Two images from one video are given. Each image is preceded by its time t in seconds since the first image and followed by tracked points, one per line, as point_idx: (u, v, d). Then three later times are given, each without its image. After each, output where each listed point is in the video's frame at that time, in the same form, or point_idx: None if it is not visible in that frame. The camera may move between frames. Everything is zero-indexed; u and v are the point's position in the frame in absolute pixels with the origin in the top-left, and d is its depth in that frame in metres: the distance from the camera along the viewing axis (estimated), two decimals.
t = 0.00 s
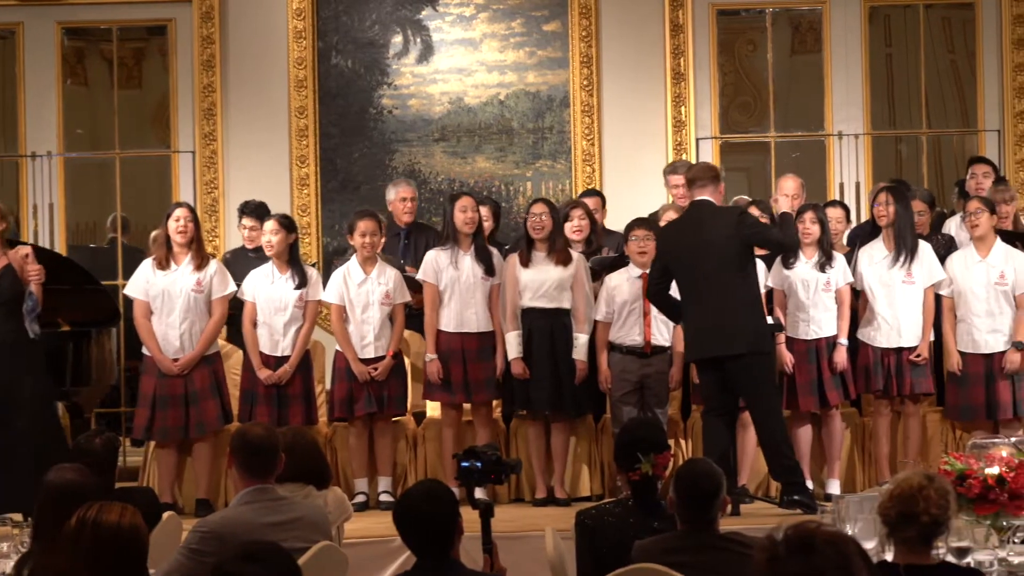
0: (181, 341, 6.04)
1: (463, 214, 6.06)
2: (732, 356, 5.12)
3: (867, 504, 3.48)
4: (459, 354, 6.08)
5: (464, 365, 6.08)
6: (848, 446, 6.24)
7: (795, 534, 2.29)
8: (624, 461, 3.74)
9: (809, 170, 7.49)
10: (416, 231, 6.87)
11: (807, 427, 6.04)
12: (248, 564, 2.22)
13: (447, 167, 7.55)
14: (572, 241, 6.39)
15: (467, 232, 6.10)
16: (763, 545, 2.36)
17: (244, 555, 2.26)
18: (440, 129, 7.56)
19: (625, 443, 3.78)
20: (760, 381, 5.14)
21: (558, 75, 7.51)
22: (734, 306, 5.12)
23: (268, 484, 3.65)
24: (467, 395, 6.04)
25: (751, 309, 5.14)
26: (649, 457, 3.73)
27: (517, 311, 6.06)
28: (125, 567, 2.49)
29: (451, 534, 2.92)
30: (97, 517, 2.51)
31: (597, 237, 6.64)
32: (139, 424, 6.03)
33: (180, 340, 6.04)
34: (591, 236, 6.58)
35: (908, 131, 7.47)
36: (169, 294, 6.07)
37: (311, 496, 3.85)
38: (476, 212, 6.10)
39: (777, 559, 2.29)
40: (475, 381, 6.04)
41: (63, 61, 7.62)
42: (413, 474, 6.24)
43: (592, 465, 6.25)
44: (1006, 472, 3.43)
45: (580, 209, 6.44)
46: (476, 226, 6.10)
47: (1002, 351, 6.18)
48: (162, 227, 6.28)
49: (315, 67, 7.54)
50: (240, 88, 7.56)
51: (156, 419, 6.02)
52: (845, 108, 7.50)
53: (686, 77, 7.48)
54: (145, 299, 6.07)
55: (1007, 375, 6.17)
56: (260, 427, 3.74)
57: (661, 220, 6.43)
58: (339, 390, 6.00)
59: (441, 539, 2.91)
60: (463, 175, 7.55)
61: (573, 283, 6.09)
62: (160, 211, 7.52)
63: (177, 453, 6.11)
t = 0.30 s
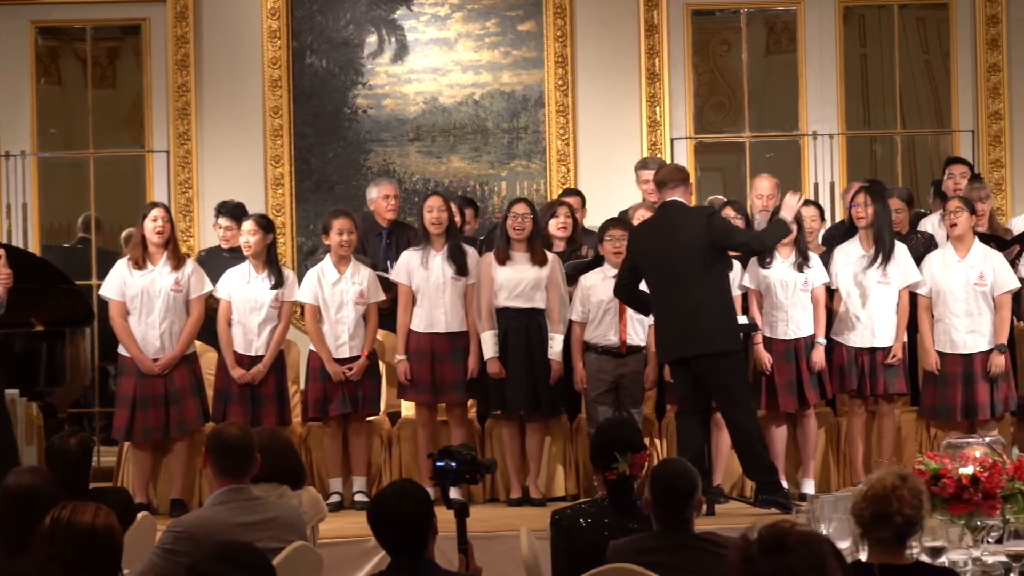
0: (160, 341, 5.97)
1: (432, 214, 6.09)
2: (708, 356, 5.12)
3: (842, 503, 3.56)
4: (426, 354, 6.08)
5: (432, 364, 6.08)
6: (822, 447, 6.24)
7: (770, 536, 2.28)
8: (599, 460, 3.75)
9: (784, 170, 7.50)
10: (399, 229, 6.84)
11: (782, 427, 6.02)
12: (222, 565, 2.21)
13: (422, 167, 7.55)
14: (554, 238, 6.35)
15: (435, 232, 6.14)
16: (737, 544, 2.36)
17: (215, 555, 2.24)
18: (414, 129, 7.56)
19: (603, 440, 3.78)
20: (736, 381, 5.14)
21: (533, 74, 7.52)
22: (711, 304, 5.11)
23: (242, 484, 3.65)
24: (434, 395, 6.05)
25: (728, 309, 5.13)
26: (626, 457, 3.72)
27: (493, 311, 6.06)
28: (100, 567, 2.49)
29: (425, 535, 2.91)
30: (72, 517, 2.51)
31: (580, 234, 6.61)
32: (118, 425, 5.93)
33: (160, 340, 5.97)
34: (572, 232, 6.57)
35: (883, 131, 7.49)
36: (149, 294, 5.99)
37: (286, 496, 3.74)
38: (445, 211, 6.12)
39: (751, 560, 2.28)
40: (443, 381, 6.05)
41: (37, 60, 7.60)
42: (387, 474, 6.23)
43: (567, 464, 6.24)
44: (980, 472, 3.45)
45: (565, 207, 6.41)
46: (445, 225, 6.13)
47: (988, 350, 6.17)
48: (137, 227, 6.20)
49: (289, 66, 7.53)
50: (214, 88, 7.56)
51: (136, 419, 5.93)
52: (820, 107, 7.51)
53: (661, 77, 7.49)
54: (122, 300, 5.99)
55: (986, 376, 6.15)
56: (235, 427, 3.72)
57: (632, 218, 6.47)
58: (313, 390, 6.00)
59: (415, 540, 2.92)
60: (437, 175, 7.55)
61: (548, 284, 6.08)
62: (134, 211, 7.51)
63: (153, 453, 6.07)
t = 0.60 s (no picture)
0: (139, 340, 5.96)
1: (407, 213, 6.08)
2: (688, 359, 5.12)
3: (819, 503, 3.46)
4: (400, 354, 6.07)
5: (404, 364, 6.07)
6: (800, 447, 6.25)
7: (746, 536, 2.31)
8: (579, 460, 3.73)
9: (762, 170, 7.52)
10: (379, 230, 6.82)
11: (758, 426, 6.03)
12: (196, 563, 2.21)
13: (400, 166, 7.56)
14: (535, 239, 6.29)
15: (410, 231, 6.14)
16: (712, 543, 2.41)
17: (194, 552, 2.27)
18: (393, 128, 7.56)
19: (580, 442, 3.78)
20: (716, 382, 5.16)
21: (511, 75, 7.53)
22: (692, 307, 5.12)
23: (220, 485, 3.65)
24: (405, 395, 6.03)
25: (706, 310, 5.14)
26: (607, 457, 3.69)
27: (472, 310, 6.08)
28: (77, 567, 2.52)
29: (401, 533, 2.94)
30: (50, 519, 2.52)
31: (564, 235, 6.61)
32: (97, 425, 5.92)
33: (138, 339, 5.96)
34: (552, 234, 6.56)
35: (861, 131, 7.51)
36: (127, 293, 5.98)
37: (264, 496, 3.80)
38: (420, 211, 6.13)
39: (728, 558, 2.34)
40: (416, 381, 6.03)
41: (14, 60, 7.59)
42: (366, 474, 6.24)
43: (545, 464, 6.23)
44: (957, 471, 3.42)
45: (547, 208, 6.37)
46: (420, 225, 6.13)
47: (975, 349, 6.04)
48: (116, 227, 6.20)
49: (267, 66, 7.53)
50: (192, 88, 7.56)
51: (115, 418, 5.92)
52: (797, 108, 7.53)
53: (639, 77, 7.51)
54: (100, 300, 5.96)
55: (970, 374, 6.01)
56: (213, 428, 3.73)
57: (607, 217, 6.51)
58: (289, 390, 6.01)
59: (393, 539, 2.94)
60: (416, 175, 7.56)
61: (527, 284, 6.09)
62: (113, 211, 7.51)
63: (131, 453, 6.06)
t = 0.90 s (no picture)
0: (112, 340, 5.96)
1: (388, 211, 6.07)
2: (681, 356, 5.10)
3: (797, 503, 3.48)
4: (376, 354, 6.07)
5: (382, 364, 6.07)
6: (778, 445, 6.24)
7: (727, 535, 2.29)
8: (558, 459, 3.71)
9: (740, 170, 7.56)
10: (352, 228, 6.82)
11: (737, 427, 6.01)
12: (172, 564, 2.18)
13: (377, 166, 7.56)
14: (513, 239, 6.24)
15: (389, 229, 6.12)
16: (692, 544, 2.38)
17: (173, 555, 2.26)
18: (371, 128, 7.57)
19: (557, 441, 3.75)
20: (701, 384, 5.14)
21: (489, 74, 7.55)
22: (689, 305, 5.12)
23: (199, 483, 3.64)
24: (382, 395, 6.04)
25: (694, 309, 5.12)
26: (586, 455, 3.70)
27: (452, 310, 6.07)
28: (56, 566, 2.58)
29: (378, 532, 2.94)
30: (27, 520, 2.58)
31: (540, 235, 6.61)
32: (71, 424, 5.92)
33: (112, 339, 5.95)
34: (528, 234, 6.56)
35: (838, 131, 7.55)
36: (101, 293, 5.97)
37: (241, 496, 3.85)
38: (401, 211, 6.12)
39: (705, 557, 2.31)
40: (392, 381, 6.04)
41: None
42: (343, 474, 6.24)
43: (523, 464, 6.23)
44: (934, 471, 3.45)
45: (525, 209, 6.31)
46: (400, 224, 6.13)
47: (955, 349, 6.00)
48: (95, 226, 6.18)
49: (245, 66, 7.53)
50: (170, 87, 7.56)
51: (88, 418, 5.92)
52: (776, 108, 7.57)
53: (617, 76, 7.53)
54: (76, 299, 5.96)
55: (950, 375, 5.98)
56: (191, 428, 3.72)
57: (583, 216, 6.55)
58: (263, 390, 6.02)
59: (369, 536, 2.94)
60: (393, 174, 7.57)
61: (506, 283, 6.10)
62: (91, 211, 7.50)
63: (108, 453, 6.04)
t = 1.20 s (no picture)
0: (84, 340, 5.95)
1: (368, 212, 6.06)
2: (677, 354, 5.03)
3: (773, 502, 3.50)
4: (359, 355, 6.06)
5: (365, 365, 6.07)
6: (754, 444, 6.24)
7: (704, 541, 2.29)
8: (534, 459, 3.72)
9: (715, 170, 7.59)
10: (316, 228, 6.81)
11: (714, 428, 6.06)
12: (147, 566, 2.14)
13: (353, 165, 7.57)
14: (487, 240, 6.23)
15: (367, 230, 6.10)
16: (667, 550, 2.37)
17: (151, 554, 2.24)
18: (347, 128, 7.57)
19: (532, 442, 3.75)
20: (695, 386, 5.09)
21: (466, 74, 7.56)
22: (694, 302, 5.06)
23: (174, 484, 3.63)
24: (368, 395, 6.03)
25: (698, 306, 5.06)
26: (563, 456, 3.72)
27: (428, 309, 6.05)
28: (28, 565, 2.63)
29: (355, 533, 2.94)
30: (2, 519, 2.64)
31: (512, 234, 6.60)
32: (43, 423, 5.93)
33: (83, 340, 5.95)
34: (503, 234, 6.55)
35: (814, 131, 7.57)
36: (73, 292, 5.97)
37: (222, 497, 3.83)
38: (380, 211, 6.10)
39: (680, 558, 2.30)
40: (378, 381, 6.04)
41: None
42: (319, 474, 6.25)
43: (498, 465, 6.22)
44: (909, 470, 3.45)
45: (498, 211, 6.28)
46: (378, 225, 6.11)
47: (919, 351, 5.98)
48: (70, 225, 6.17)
49: (221, 65, 7.53)
50: (146, 86, 7.54)
51: (60, 417, 5.92)
52: (752, 108, 7.59)
53: (593, 76, 7.54)
54: (49, 298, 5.97)
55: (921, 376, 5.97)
56: (166, 427, 3.71)
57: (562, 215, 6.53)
58: (237, 391, 6.02)
59: (346, 536, 2.94)
60: (370, 174, 7.57)
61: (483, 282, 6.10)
62: (66, 211, 7.49)
63: (82, 453, 6.04)
